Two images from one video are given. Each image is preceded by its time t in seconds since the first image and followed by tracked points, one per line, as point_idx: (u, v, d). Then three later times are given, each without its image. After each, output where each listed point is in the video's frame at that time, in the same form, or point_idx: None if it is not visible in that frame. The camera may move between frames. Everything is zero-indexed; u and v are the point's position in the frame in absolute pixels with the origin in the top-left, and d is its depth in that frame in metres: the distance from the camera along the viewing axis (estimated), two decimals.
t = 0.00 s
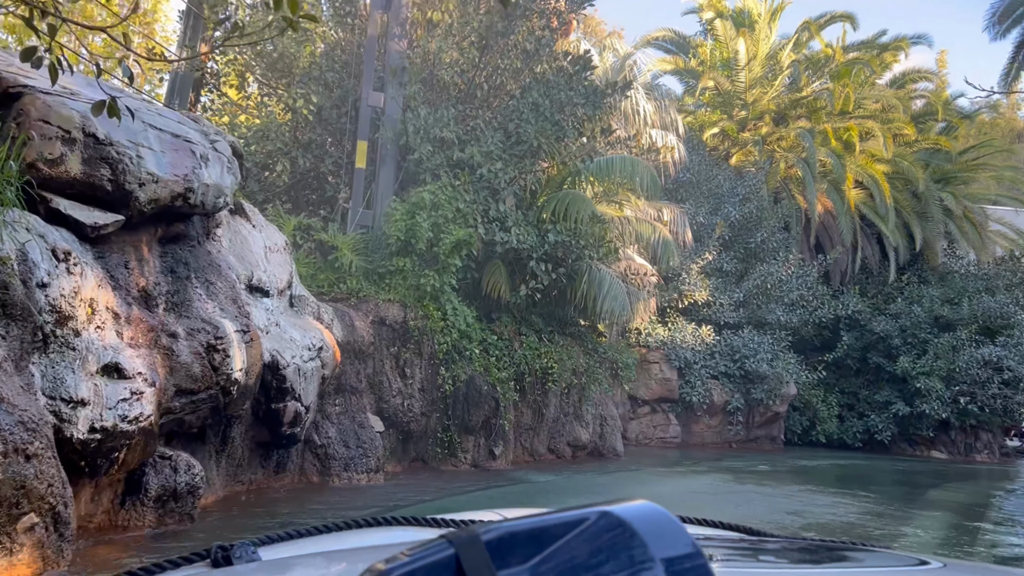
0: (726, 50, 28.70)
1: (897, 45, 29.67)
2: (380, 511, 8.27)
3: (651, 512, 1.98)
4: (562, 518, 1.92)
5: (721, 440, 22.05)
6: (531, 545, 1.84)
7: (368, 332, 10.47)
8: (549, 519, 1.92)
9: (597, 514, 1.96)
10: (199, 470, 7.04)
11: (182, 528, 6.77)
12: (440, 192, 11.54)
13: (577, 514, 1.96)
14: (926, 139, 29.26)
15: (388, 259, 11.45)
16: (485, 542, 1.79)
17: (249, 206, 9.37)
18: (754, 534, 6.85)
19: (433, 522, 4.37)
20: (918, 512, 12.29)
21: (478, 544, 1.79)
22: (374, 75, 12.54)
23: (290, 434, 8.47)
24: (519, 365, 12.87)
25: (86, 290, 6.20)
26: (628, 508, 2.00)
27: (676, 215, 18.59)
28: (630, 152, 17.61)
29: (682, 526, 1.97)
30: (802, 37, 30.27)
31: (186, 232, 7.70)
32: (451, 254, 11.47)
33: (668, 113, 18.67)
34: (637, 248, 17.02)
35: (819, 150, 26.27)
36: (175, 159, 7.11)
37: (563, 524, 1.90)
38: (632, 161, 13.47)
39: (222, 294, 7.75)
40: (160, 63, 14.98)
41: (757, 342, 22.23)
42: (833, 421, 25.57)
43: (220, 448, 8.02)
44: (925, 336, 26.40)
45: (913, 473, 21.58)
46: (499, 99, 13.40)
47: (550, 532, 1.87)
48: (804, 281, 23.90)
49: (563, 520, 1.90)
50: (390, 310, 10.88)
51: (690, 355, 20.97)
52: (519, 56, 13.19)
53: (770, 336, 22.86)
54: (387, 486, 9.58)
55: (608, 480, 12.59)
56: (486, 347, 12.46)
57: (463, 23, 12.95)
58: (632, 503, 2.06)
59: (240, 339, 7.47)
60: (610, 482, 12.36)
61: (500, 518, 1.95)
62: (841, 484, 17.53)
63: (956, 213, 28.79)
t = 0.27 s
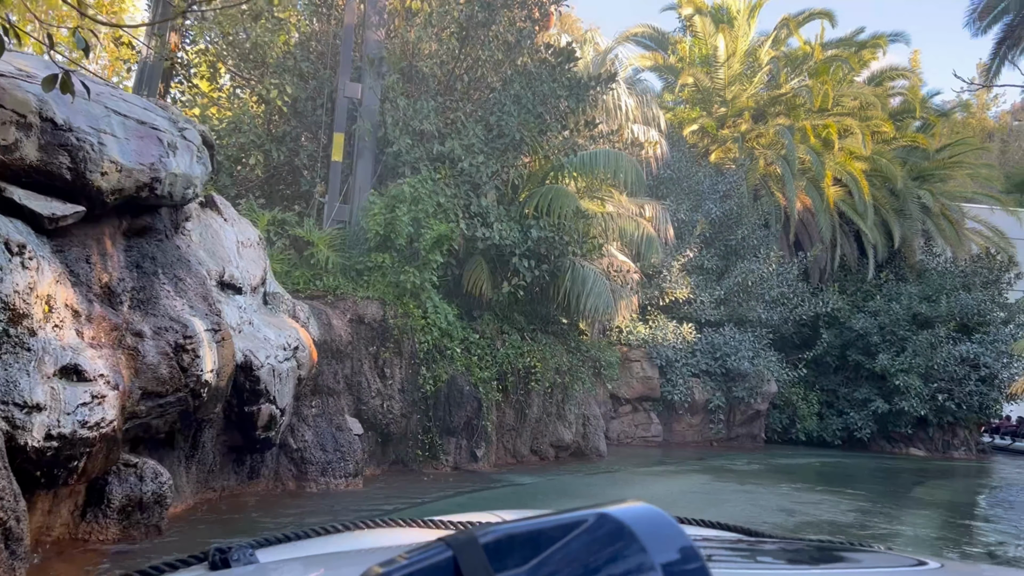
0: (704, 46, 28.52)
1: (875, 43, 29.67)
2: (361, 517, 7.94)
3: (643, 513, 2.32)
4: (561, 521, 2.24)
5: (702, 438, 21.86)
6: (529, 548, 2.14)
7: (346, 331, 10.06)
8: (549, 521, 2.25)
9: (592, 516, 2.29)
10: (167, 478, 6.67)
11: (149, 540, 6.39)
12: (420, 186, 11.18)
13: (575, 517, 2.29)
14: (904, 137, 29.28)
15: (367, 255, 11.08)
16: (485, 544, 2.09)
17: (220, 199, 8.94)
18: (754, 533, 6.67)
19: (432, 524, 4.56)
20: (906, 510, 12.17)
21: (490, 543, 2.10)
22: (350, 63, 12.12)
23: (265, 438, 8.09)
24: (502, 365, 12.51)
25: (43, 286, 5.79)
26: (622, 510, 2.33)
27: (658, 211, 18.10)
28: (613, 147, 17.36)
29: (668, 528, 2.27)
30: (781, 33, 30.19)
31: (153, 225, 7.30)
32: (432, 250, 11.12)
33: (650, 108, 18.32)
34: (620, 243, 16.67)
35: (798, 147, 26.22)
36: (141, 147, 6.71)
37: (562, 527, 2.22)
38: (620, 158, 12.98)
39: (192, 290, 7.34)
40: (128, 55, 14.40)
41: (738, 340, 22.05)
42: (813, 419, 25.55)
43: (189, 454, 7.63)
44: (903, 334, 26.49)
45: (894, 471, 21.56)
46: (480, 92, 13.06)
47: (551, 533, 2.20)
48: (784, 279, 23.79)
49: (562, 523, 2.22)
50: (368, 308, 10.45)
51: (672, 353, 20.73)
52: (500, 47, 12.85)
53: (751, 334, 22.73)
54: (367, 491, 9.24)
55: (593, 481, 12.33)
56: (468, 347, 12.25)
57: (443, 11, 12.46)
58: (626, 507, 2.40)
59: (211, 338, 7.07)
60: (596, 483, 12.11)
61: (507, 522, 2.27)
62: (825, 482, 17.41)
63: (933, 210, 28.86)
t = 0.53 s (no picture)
0: (684, 43, 28.34)
1: (853, 40, 29.61)
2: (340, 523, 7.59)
3: (645, 515, 2.23)
4: (560, 524, 2.18)
5: (684, 437, 21.65)
6: (529, 548, 2.08)
7: (322, 329, 9.64)
8: (548, 524, 2.19)
9: (593, 518, 2.21)
10: (131, 487, 6.29)
11: (112, 554, 6.02)
12: (399, 178, 10.80)
13: (575, 519, 2.22)
14: (882, 134, 29.26)
15: (344, 250, 10.68)
16: (484, 546, 2.04)
17: (190, 191, 8.51)
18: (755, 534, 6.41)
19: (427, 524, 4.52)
20: (895, 509, 12.01)
21: (487, 545, 2.04)
22: (325, 52, 11.67)
23: (237, 442, 7.69)
24: (484, 364, 12.16)
25: None
26: (624, 511, 2.26)
27: (640, 208, 17.70)
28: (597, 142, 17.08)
29: (675, 531, 2.18)
30: (761, 30, 30.08)
31: (117, 217, 6.88)
32: (413, 245, 10.75)
33: (632, 102, 17.96)
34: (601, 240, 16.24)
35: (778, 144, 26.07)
36: (103, 132, 6.30)
37: (561, 529, 2.15)
38: (604, 151, 12.79)
39: (158, 285, 6.93)
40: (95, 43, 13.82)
41: (720, 337, 21.84)
42: (793, 417, 25.50)
43: (156, 460, 7.24)
44: (883, 331, 26.50)
45: (875, 468, 21.49)
46: (460, 83, 12.69)
47: (550, 534, 2.14)
48: (765, 276, 23.65)
49: (560, 525, 2.16)
50: (345, 306, 10.05)
51: (653, 351, 20.49)
52: (482, 37, 12.48)
53: (733, 331, 22.57)
54: (345, 496, 8.87)
55: (578, 482, 12.04)
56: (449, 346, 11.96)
57: None
58: (632, 510, 2.31)
59: (180, 337, 6.66)
60: (581, 485, 11.81)
61: (505, 527, 2.21)
62: (809, 480, 17.26)
63: (912, 207, 28.88)
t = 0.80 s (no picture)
0: (664, 39, 28.11)
1: (833, 37, 29.55)
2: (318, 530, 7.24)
3: (645, 517, 2.12)
4: (558, 523, 2.05)
5: (665, 436, 21.42)
6: (528, 550, 1.93)
7: (298, 327, 9.24)
8: (544, 524, 2.05)
9: (590, 519, 2.09)
10: (91, 497, 5.89)
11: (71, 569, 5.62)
12: (379, 170, 10.42)
13: (573, 520, 2.09)
14: (861, 132, 29.23)
15: (321, 245, 10.27)
16: (482, 547, 1.87)
17: (158, 182, 8.08)
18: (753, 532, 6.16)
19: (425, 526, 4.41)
20: (884, 509, 11.84)
21: (483, 545, 1.89)
22: (300, 39, 11.24)
23: (208, 446, 7.30)
24: (466, 363, 11.82)
25: None
26: (622, 513, 2.14)
27: (624, 205, 17.28)
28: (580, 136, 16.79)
29: (672, 531, 2.09)
30: (740, 27, 29.94)
31: (78, 206, 6.46)
32: (393, 240, 10.38)
33: (614, 96, 17.62)
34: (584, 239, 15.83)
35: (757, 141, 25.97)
36: (62, 115, 5.89)
37: (561, 528, 2.02)
38: (588, 144, 12.35)
39: (123, 280, 6.52)
40: (61, 30, 13.27)
41: (702, 335, 21.64)
42: (774, 415, 25.40)
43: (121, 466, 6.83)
44: (863, 329, 26.48)
45: (857, 467, 21.40)
46: (441, 74, 12.31)
47: (549, 535, 2.01)
48: (747, 274, 23.49)
49: (560, 525, 2.03)
50: (323, 302, 9.66)
51: (635, 349, 20.22)
52: (463, 26, 12.09)
53: (715, 329, 22.39)
54: (323, 502, 8.50)
55: (563, 483, 11.74)
56: (430, 344, 11.62)
57: None
58: (628, 510, 2.19)
59: (146, 335, 6.26)
60: (566, 486, 11.51)
61: (496, 526, 2.06)
62: (793, 478, 17.10)
63: (891, 205, 28.88)
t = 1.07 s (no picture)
0: (644, 35, 27.81)
1: (813, 35, 29.48)
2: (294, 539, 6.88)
3: (638, 521, 2.38)
4: (559, 526, 2.33)
5: (646, 435, 21.19)
6: (526, 550, 2.21)
7: (274, 325, 8.83)
8: (548, 527, 2.34)
9: (588, 522, 2.36)
10: (48, 508, 5.49)
11: None
12: (358, 161, 10.04)
13: (574, 522, 2.37)
14: (841, 130, 29.18)
15: (297, 240, 9.85)
16: (480, 551, 2.19)
17: (124, 171, 7.65)
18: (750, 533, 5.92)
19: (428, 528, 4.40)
20: (872, 509, 11.68)
21: (487, 548, 2.20)
22: (277, 27, 10.86)
23: (177, 450, 6.90)
24: (448, 362, 11.46)
25: None
26: (620, 516, 2.41)
27: (605, 201, 16.85)
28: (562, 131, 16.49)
29: (660, 532, 2.34)
30: (721, 24, 29.74)
31: (36, 195, 6.03)
32: (373, 235, 10.02)
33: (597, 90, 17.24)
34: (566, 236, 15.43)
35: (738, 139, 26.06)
36: (16, 95, 5.46)
37: (561, 531, 2.30)
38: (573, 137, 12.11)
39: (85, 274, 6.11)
40: (21, 15, 12.66)
41: (684, 333, 21.41)
42: (755, 414, 25.29)
43: (83, 472, 6.42)
44: (843, 327, 26.47)
45: (839, 465, 21.30)
46: (421, 64, 11.94)
47: (549, 535, 2.29)
48: (729, 271, 23.32)
49: (560, 528, 2.31)
50: (299, 299, 9.26)
51: (617, 348, 19.94)
52: (445, 14, 11.72)
53: (697, 327, 22.19)
54: (301, 508, 8.15)
55: (548, 485, 11.44)
56: (411, 343, 11.28)
57: None
58: (627, 514, 2.45)
59: (110, 333, 5.86)
60: (552, 488, 11.22)
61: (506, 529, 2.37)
62: (777, 477, 16.93)
63: (871, 203, 28.87)
